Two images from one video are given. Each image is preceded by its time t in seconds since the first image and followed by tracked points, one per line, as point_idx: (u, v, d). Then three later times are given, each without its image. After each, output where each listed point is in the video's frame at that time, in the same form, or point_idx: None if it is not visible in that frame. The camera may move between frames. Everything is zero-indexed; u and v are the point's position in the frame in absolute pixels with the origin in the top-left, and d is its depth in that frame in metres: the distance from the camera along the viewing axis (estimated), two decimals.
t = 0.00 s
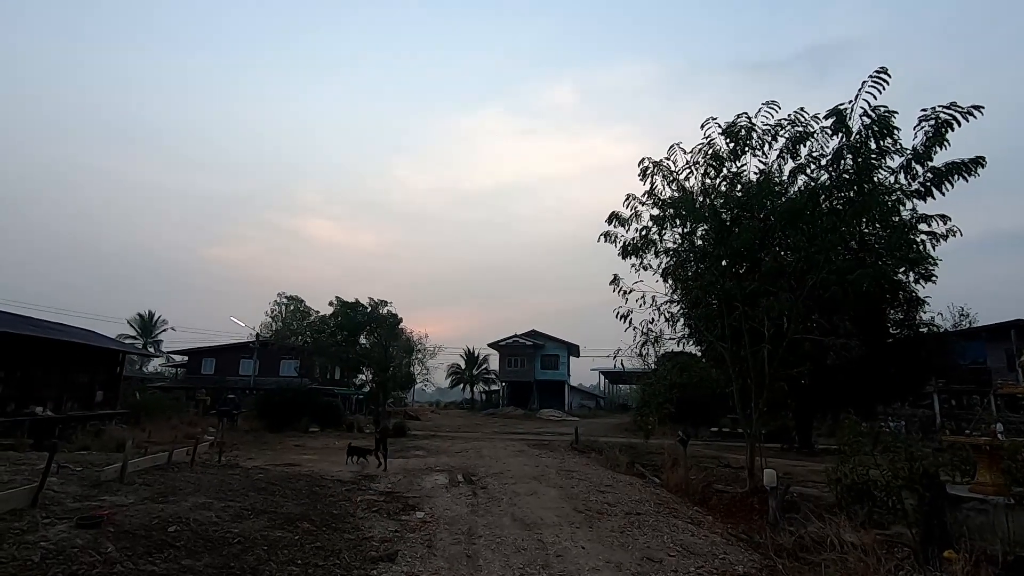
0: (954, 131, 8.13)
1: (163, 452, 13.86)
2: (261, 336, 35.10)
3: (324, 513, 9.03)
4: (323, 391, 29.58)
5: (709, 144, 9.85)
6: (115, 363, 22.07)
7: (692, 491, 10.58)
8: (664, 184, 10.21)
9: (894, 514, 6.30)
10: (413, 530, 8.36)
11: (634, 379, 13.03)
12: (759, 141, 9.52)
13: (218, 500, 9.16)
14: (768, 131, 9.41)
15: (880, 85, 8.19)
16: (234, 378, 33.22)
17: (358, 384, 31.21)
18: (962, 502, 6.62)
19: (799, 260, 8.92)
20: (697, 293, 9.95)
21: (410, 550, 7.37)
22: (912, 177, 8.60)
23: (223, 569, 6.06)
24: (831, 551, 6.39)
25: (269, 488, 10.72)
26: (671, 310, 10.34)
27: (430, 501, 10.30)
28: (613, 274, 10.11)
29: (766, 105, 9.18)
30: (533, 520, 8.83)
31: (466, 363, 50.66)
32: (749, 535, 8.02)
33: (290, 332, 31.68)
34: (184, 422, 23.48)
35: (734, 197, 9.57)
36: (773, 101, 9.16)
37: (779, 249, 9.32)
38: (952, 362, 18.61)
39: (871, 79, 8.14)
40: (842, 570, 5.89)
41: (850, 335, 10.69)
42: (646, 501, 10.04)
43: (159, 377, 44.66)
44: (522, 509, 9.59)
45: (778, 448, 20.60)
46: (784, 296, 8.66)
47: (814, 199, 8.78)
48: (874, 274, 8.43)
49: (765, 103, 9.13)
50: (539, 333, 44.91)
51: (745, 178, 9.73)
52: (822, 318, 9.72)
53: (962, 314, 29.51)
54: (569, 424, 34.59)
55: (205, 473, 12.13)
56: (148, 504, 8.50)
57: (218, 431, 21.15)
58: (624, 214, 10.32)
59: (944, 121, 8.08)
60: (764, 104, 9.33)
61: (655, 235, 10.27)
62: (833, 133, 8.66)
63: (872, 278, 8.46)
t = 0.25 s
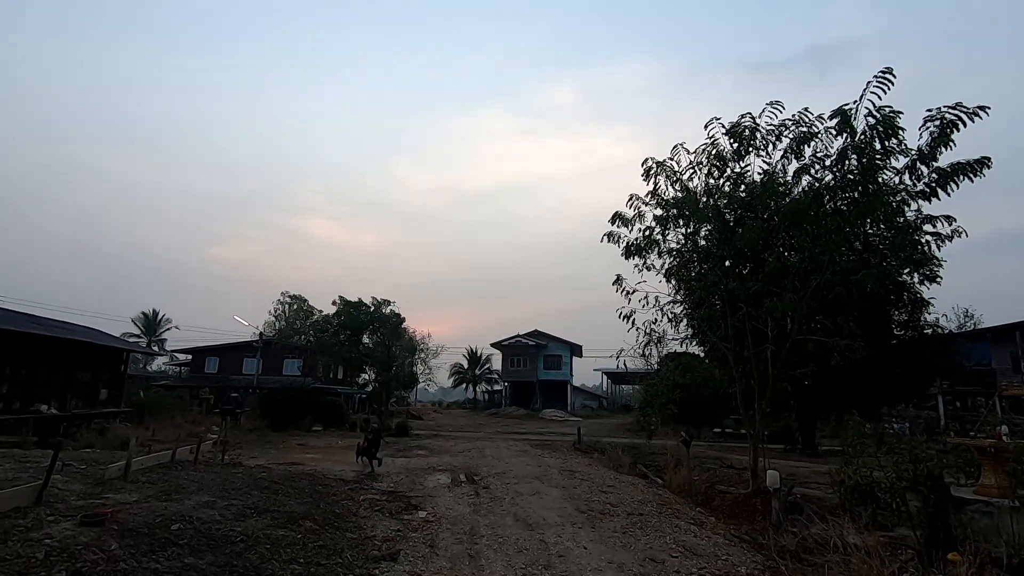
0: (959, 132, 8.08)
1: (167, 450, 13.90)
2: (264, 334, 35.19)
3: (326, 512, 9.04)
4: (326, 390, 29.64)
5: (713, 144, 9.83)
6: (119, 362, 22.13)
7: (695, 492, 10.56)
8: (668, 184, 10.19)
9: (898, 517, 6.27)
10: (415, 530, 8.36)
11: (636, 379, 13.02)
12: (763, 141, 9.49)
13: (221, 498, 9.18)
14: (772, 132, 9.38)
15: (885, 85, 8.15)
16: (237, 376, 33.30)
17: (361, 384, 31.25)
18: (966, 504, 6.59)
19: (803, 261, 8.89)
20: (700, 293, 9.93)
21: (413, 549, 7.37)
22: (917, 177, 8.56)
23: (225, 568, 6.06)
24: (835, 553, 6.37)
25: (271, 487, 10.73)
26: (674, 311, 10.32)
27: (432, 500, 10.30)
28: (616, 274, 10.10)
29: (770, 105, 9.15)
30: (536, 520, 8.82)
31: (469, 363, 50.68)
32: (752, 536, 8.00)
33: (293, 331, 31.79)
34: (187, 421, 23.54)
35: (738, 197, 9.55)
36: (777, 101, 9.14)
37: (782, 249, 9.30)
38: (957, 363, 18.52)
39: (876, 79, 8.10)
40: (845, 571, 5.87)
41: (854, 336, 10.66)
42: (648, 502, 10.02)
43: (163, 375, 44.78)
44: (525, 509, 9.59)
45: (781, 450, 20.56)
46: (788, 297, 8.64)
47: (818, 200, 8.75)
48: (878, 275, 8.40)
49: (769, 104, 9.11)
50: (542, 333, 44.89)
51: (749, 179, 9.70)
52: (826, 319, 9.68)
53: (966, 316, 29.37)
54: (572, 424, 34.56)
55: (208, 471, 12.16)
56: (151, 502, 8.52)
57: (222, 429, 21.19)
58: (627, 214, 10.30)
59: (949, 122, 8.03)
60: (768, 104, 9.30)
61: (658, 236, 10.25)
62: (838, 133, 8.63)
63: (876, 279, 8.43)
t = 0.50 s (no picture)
0: (959, 130, 8.07)
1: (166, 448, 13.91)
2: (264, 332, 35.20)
3: (326, 510, 9.04)
4: (326, 387, 29.66)
5: (713, 142, 9.81)
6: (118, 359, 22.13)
7: (694, 490, 10.57)
8: (667, 183, 10.18)
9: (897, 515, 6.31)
10: (415, 528, 8.36)
11: (636, 377, 13.03)
12: (763, 140, 9.48)
13: (221, 496, 9.19)
14: (772, 130, 9.37)
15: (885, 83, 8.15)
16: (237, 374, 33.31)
17: (361, 382, 31.26)
18: (965, 503, 6.59)
19: (802, 260, 8.89)
20: (699, 292, 9.93)
21: (412, 547, 7.38)
22: (916, 176, 8.55)
23: (225, 566, 6.06)
24: (834, 551, 6.38)
25: (270, 485, 10.73)
26: (674, 309, 10.33)
27: (432, 498, 10.31)
28: (616, 273, 10.10)
29: (770, 103, 9.14)
30: (535, 519, 8.82)
31: (468, 361, 50.68)
32: (751, 534, 8.01)
33: (293, 329, 31.83)
34: (187, 418, 23.55)
35: (738, 196, 9.54)
36: (777, 100, 9.13)
37: (782, 248, 9.30)
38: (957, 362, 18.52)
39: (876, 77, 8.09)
40: (844, 570, 5.88)
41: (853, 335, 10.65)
42: (647, 500, 10.03)
43: (163, 372, 44.83)
44: (524, 507, 9.60)
45: (781, 448, 20.57)
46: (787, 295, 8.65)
47: (818, 198, 8.74)
48: (878, 274, 8.40)
49: (769, 102, 9.10)
50: (542, 331, 44.88)
51: (748, 177, 9.70)
52: (825, 318, 9.68)
53: (966, 315, 29.35)
54: (571, 422, 34.57)
55: (208, 469, 12.17)
56: (150, 499, 8.52)
57: (221, 427, 21.20)
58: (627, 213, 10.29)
59: (949, 120, 8.02)
60: (768, 102, 9.29)
61: (658, 234, 10.24)
62: (838, 132, 8.62)
63: (875, 278, 8.43)
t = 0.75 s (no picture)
0: (955, 128, 8.10)
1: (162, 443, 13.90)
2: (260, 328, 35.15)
3: (322, 506, 9.05)
4: (322, 383, 29.65)
5: (710, 139, 9.82)
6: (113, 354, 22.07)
7: (689, 486, 10.62)
8: (664, 179, 10.19)
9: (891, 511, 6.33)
10: (411, 523, 8.38)
11: (632, 373, 13.06)
12: (760, 136, 9.49)
13: (216, 491, 9.19)
14: (769, 127, 9.38)
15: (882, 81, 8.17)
16: (233, 370, 33.27)
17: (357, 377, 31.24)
18: (958, 498, 6.64)
19: (798, 257, 8.92)
20: (695, 288, 9.95)
21: (408, 542, 7.40)
22: (912, 173, 8.58)
23: (220, 561, 6.06)
24: (827, 546, 6.42)
25: (265, 480, 10.72)
26: (670, 305, 10.35)
27: (428, 494, 10.32)
28: (612, 269, 10.11)
29: (767, 100, 9.14)
30: (531, 514, 8.85)
31: (465, 357, 50.72)
32: (746, 529, 8.05)
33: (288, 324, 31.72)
34: (183, 414, 23.52)
35: (735, 193, 9.56)
36: (774, 96, 9.13)
37: (778, 245, 9.32)
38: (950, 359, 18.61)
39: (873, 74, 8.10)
40: (838, 565, 5.92)
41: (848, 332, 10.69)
42: (643, 496, 10.07)
43: (159, 367, 44.75)
44: (519, 502, 9.62)
45: (776, 444, 20.66)
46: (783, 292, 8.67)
47: (814, 195, 8.76)
48: (873, 271, 8.44)
49: (766, 99, 9.10)
50: (538, 327, 44.92)
51: (745, 174, 9.71)
52: (821, 315, 9.71)
53: (961, 313, 29.47)
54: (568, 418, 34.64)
55: (204, 464, 12.17)
56: (145, 494, 8.52)
57: (217, 422, 21.18)
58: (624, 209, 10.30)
59: (945, 118, 8.04)
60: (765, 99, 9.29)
61: (655, 230, 10.25)
62: (834, 129, 8.63)
63: (871, 275, 8.46)
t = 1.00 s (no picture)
0: (946, 127, 8.17)
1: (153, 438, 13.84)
2: (252, 322, 35.00)
3: (314, 501, 9.06)
4: (315, 378, 29.59)
5: (704, 136, 9.86)
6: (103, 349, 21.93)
7: (681, 481, 10.69)
8: (658, 176, 10.22)
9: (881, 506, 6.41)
10: (404, 518, 8.40)
11: (625, 370, 13.12)
12: (754, 134, 9.53)
13: (207, 486, 9.17)
14: (762, 125, 9.42)
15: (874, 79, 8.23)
16: (224, 364, 33.13)
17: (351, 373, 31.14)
18: (946, 494, 6.71)
19: (791, 254, 8.98)
20: (689, 285, 10.00)
21: (400, 537, 7.42)
22: (904, 172, 8.65)
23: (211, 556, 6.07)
24: (817, 541, 6.49)
25: (257, 475, 10.71)
26: (663, 302, 10.40)
27: (420, 489, 10.34)
28: (606, 265, 10.14)
29: (761, 98, 9.19)
30: (523, 509, 8.89)
31: (458, 353, 50.73)
32: (737, 524, 8.12)
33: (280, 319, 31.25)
34: (174, 408, 23.43)
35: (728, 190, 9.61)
36: (768, 94, 9.18)
37: (771, 242, 9.38)
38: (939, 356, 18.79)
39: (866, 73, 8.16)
40: (827, 560, 5.99)
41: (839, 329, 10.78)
42: (635, 491, 10.14)
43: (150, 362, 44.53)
44: (512, 497, 9.67)
45: (767, 440, 20.81)
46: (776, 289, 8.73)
47: (807, 193, 8.81)
48: (865, 269, 8.51)
49: (760, 96, 9.14)
50: (531, 323, 44.98)
51: (738, 171, 9.76)
52: (812, 312, 9.78)
53: (950, 311, 29.74)
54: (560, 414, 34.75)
55: (195, 459, 12.14)
56: (136, 489, 8.50)
57: (209, 417, 21.11)
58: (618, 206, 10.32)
59: (937, 117, 8.12)
60: (759, 97, 9.34)
61: (649, 227, 10.29)
62: (828, 127, 8.69)
63: (862, 273, 8.54)
